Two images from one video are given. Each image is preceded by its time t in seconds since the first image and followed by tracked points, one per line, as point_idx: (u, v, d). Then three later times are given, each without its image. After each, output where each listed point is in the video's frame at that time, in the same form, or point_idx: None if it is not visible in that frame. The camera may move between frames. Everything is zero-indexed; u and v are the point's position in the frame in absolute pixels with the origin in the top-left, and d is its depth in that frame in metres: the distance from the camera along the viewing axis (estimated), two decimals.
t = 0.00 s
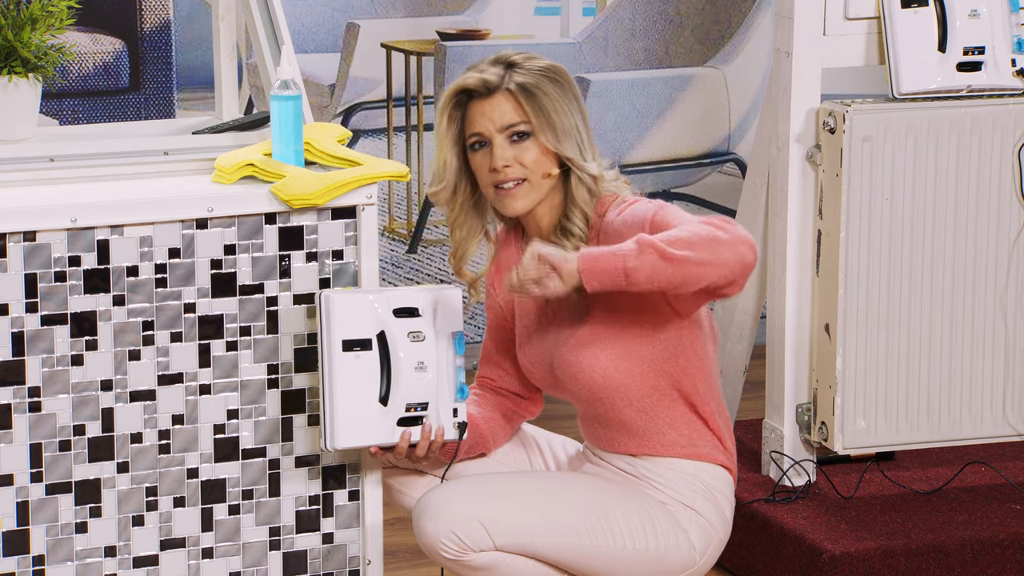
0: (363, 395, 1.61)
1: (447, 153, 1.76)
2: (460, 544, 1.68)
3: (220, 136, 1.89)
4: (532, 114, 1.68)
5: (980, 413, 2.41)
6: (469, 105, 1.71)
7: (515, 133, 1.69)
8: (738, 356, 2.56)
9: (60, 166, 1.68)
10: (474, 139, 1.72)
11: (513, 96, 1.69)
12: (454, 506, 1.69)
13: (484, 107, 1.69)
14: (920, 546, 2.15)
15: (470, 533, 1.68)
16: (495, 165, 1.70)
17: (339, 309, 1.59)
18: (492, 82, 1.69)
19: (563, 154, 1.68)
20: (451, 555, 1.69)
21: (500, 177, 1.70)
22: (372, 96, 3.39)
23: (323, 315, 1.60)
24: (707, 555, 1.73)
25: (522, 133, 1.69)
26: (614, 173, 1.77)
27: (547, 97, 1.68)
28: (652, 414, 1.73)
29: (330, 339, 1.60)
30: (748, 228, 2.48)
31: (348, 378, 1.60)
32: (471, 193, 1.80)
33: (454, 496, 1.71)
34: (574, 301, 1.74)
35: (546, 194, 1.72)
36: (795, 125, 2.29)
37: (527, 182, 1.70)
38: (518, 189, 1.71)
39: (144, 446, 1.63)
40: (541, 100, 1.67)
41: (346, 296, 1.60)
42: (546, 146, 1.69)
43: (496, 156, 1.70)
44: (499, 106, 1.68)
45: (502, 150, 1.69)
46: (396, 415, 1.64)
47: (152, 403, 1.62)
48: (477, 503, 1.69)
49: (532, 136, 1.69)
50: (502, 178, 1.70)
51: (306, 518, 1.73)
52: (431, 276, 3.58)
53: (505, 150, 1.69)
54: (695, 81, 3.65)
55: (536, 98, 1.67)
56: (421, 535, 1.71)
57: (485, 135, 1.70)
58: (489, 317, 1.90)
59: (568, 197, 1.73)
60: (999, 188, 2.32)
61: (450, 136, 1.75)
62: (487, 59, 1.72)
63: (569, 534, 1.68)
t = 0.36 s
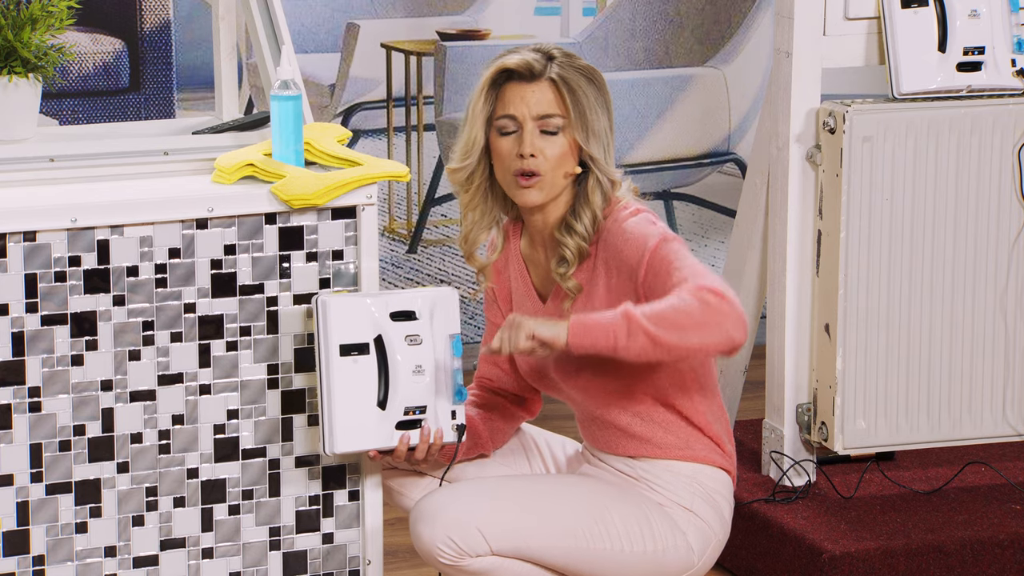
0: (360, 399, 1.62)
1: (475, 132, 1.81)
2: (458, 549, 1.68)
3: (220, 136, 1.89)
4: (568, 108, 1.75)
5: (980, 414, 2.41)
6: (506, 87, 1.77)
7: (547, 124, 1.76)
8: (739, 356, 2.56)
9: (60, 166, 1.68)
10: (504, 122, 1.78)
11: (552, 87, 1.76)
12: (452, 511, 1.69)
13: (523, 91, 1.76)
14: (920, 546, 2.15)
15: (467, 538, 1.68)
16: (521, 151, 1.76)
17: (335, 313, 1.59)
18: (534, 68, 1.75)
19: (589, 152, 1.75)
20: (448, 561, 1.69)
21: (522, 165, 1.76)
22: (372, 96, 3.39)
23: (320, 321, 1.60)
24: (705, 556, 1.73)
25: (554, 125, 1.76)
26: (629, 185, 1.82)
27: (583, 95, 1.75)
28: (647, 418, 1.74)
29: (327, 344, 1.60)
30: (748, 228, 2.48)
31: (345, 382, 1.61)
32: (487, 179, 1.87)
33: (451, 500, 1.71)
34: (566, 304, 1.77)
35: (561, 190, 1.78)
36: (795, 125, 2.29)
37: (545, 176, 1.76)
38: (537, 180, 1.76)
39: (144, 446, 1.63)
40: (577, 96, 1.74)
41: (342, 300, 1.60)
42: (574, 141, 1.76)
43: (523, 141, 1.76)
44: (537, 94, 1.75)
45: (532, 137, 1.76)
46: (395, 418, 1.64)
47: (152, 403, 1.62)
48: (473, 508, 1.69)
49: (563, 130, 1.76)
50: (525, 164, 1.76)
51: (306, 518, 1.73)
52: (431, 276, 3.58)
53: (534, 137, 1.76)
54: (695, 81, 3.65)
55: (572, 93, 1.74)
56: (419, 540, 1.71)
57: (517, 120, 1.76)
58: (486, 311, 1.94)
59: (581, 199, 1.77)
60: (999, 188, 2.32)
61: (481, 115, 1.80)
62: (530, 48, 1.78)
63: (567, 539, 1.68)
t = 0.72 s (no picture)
0: (358, 399, 1.62)
1: (484, 122, 1.82)
2: (459, 550, 1.68)
3: (220, 136, 1.89)
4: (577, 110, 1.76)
5: (980, 414, 2.41)
6: (519, 81, 1.79)
7: (555, 122, 1.77)
8: (739, 356, 2.57)
9: (60, 166, 1.68)
10: (513, 116, 1.79)
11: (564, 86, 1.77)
12: (453, 512, 1.68)
13: (535, 86, 1.78)
14: (920, 546, 2.15)
15: (469, 540, 1.68)
16: (523, 144, 1.77)
17: (334, 312, 1.59)
18: (550, 65, 1.78)
19: (592, 154, 1.75)
20: (450, 561, 1.69)
21: (522, 158, 1.77)
22: (372, 96, 3.39)
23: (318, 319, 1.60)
24: (707, 559, 1.74)
25: (562, 124, 1.77)
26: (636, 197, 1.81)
27: (594, 98, 1.76)
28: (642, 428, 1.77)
29: (325, 342, 1.60)
30: (748, 228, 2.48)
31: (344, 381, 1.60)
32: (493, 176, 1.87)
33: (452, 500, 1.70)
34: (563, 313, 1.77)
35: (560, 190, 1.78)
36: (795, 125, 2.29)
37: (547, 173, 1.77)
38: (536, 177, 1.77)
39: (144, 446, 1.63)
40: (588, 98, 1.76)
41: (341, 299, 1.60)
42: (579, 144, 1.77)
43: (528, 135, 1.77)
44: (549, 91, 1.77)
45: (538, 133, 1.77)
46: (393, 418, 1.64)
47: (152, 403, 1.62)
48: (474, 509, 1.68)
49: (570, 131, 1.77)
50: (526, 158, 1.77)
51: (306, 518, 1.73)
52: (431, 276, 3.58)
53: (539, 133, 1.77)
54: (695, 81, 3.65)
55: (583, 93, 1.76)
56: (420, 541, 1.71)
57: (524, 114, 1.78)
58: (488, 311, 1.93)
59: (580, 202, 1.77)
60: (999, 188, 2.32)
61: (491, 107, 1.81)
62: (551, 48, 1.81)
63: (569, 540, 1.68)
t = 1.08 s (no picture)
0: (361, 398, 1.61)
1: (491, 127, 1.81)
2: (460, 548, 1.68)
3: (220, 136, 1.89)
4: (587, 110, 1.76)
5: (980, 414, 2.41)
6: (524, 86, 1.78)
7: (564, 125, 1.77)
8: (739, 356, 2.57)
9: (60, 166, 1.68)
10: (521, 120, 1.78)
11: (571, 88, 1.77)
12: (454, 510, 1.69)
13: (542, 91, 1.76)
14: (920, 546, 2.15)
15: (470, 537, 1.67)
16: (534, 151, 1.76)
17: (334, 311, 1.59)
18: (555, 68, 1.76)
19: (604, 155, 1.76)
20: (451, 559, 1.69)
21: (534, 164, 1.76)
22: (372, 96, 3.39)
23: (318, 318, 1.59)
24: (707, 559, 1.74)
25: (571, 126, 1.77)
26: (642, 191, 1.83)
27: (601, 98, 1.76)
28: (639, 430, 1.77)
29: (326, 341, 1.59)
30: (749, 228, 2.48)
31: (345, 379, 1.60)
32: (501, 174, 1.88)
33: (452, 498, 1.70)
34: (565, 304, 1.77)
35: (570, 191, 1.79)
36: (795, 125, 2.29)
37: (558, 177, 1.77)
38: (548, 181, 1.76)
39: (144, 446, 1.63)
40: (596, 100, 1.76)
41: (341, 298, 1.59)
42: (590, 144, 1.77)
43: (538, 141, 1.76)
44: (557, 95, 1.76)
45: (547, 138, 1.76)
46: (395, 416, 1.64)
47: (152, 403, 1.62)
48: (475, 506, 1.68)
49: (580, 132, 1.77)
50: (537, 164, 1.76)
51: (306, 518, 1.73)
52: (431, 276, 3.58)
53: (548, 138, 1.76)
54: (695, 81, 3.65)
55: (591, 95, 1.76)
56: (421, 539, 1.71)
57: (533, 119, 1.77)
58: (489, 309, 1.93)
59: (591, 200, 1.78)
60: (998, 189, 2.32)
61: (498, 112, 1.80)
62: (551, 47, 1.79)
63: (570, 538, 1.68)
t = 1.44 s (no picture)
0: (369, 403, 1.61)
1: (495, 127, 1.81)
2: (465, 545, 1.68)
3: (220, 136, 1.89)
4: (592, 114, 1.76)
5: (980, 414, 2.41)
6: (531, 87, 1.77)
7: (568, 128, 1.76)
8: (739, 356, 2.57)
9: (60, 166, 1.69)
10: (525, 121, 1.78)
11: (577, 92, 1.76)
12: (458, 507, 1.69)
13: (548, 93, 1.76)
14: (920, 546, 2.15)
15: (474, 535, 1.68)
16: (537, 153, 1.76)
17: (343, 318, 1.59)
18: (562, 71, 1.75)
19: (607, 161, 1.76)
20: (455, 556, 1.69)
21: (536, 166, 1.76)
22: (372, 96, 3.39)
23: (327, 324, 1.60)
24: (708, 558, 1.75)
25: (575, 130, 1.76)
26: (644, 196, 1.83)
27: (607, 103, 1.76)
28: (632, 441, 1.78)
29: (335, 347, 1.59)
30: (748, 228, 2.48)
31: (353, 385, 1.60)
32: (504, 173, 1.87)
33: (457, 495, 1.70)
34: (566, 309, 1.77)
35: (571, 195, 1.79)
36: (795, 125, 2.29)
37: (559, 179, 1.77)
38: (549, 183, 1.77)
39: (144, 446, 1.63)
40: (601, 105, 1.75)
41: (348, 305, 1.60)
42: (593, 149, 1.77)
43: (542, 143, 1.76)
44: (562, 98, 1.75)
45: (551, 141, 1.76)
46: (402, 422, 1.63)
47: (152, 403, 1.62)
48: (479, 503, 1.68)
49: (585, 136, 1.77)
50: (540, 166, 1.76)
51: (306, 518, 1.73)
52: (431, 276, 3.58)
53: (552, 140, 1.76)
54: (695, 81, 3.65)
55: (597, 99, 1.75)
56: (425, 536, 1.71)
57: (538, 121, 1.76)
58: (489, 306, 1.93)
59: (591, 204, 1.78)
60: (999, 189, 2.32)
61: (503, 111, 1.79)
62: (558, 49, 1.78)
63: (574, 536, 1.68)
